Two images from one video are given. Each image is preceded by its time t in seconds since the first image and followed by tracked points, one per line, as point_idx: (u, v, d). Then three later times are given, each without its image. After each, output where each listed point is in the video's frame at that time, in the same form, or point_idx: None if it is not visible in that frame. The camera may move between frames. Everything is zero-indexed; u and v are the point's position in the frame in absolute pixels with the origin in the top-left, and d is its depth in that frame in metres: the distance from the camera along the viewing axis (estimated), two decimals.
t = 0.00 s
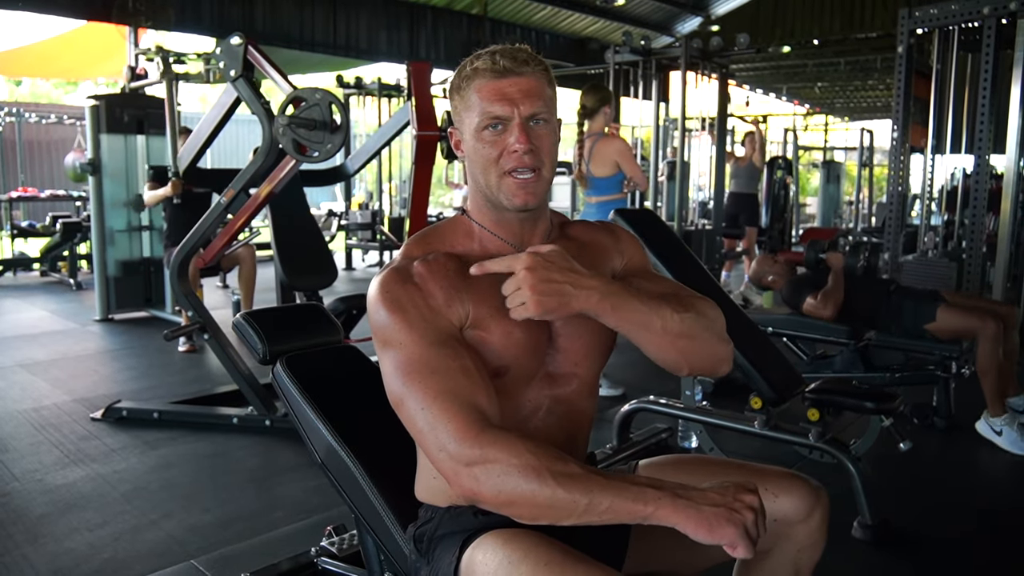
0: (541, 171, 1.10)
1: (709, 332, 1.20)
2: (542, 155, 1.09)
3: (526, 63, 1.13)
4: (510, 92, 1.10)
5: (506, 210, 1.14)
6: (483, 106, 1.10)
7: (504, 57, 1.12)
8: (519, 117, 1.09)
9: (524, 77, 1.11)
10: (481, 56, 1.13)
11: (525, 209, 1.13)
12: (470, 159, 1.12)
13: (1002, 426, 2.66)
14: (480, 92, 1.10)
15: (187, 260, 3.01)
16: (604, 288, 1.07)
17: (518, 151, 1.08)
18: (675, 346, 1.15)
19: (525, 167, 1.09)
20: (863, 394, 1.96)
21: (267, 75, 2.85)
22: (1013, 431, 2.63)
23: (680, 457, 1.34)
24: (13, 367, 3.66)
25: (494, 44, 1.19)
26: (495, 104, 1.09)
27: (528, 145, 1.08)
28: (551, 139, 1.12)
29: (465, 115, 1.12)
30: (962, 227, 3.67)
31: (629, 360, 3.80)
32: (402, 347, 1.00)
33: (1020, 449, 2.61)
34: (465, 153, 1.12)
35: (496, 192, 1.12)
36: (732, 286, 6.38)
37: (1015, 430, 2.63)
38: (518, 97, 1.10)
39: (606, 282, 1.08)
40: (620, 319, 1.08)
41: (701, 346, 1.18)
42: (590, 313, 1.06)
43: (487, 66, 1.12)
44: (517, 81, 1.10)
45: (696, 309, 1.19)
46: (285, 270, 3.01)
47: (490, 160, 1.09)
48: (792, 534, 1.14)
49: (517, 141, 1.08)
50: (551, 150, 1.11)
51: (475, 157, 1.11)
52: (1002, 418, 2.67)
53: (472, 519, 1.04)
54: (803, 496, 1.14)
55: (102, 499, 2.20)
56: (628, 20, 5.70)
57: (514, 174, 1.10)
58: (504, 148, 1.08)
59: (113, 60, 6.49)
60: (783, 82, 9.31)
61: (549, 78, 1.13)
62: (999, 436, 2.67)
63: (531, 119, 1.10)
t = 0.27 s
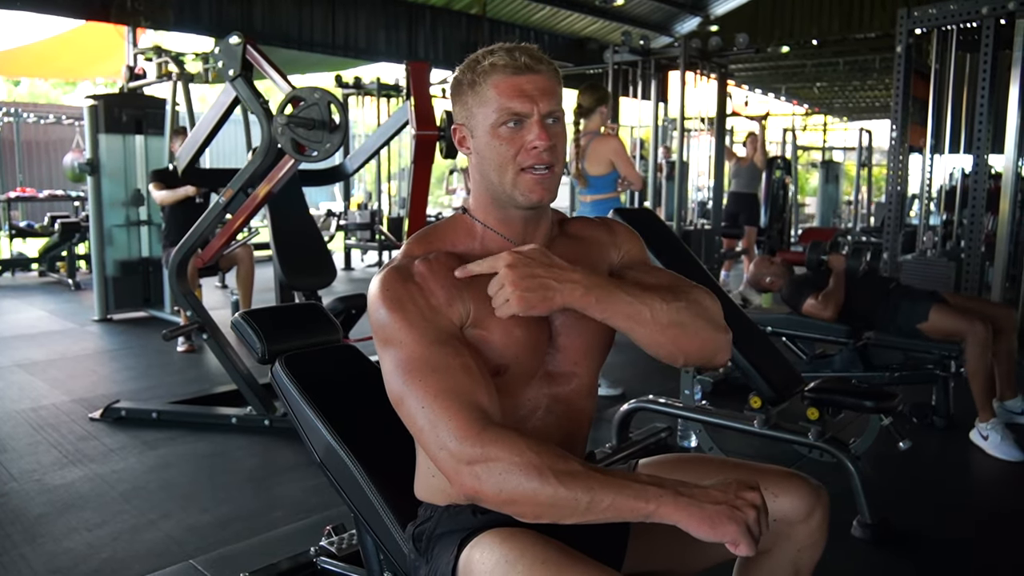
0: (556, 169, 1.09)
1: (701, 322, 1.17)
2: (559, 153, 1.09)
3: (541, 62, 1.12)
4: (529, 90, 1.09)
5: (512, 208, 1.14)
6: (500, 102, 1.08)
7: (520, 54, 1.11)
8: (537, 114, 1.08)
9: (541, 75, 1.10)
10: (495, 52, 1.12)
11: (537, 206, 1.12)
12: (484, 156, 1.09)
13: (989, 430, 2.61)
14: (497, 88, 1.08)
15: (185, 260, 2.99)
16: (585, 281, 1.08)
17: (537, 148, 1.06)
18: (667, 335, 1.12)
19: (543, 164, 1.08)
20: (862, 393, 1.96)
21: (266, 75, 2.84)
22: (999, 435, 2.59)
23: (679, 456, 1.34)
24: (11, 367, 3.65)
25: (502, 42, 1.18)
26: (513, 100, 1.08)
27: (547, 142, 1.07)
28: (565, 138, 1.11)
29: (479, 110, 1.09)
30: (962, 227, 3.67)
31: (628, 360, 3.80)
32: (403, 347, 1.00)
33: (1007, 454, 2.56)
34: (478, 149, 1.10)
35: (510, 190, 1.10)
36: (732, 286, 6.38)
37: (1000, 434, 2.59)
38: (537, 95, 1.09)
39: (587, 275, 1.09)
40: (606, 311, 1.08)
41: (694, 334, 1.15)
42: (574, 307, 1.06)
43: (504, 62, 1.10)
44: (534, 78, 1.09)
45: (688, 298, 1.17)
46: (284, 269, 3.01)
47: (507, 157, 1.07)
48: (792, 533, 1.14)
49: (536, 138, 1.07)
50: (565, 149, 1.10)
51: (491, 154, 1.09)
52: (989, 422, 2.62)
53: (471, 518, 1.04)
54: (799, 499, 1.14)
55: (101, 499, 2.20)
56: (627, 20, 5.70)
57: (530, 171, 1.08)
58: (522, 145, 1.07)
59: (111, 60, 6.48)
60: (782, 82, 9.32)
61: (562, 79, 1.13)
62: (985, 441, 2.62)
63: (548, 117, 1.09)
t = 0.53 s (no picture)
0: (565, 163, 1.09)
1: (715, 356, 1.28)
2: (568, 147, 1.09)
3: (548, 58, 1.12)
4: (538, 83, 1.08)
5: (513, 203, 1.12)
6: (510, 95, 1.07)
7: (530, 48, 1.11)
8: (548, 107, 1.08)
9: (549, 71, 1.10)
10: (502, 45, 1.11)
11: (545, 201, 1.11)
12: (492, 149, 1.08)
13: (987, 429, 2.61)
14: (507, 81, 1.08)
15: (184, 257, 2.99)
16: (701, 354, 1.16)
17: (549, 141, 1.06)
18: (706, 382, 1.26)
19: (553, 158, 1.07)
20: (861, 390, 1.95)
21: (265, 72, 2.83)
22: (997, 433, 2.59)
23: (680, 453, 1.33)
24: (10, 365, 3.65)
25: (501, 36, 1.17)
26: (524, 93, 1.07)
27: (558, 135, 1.07)
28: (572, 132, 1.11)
29: (487, 103, 1.08)
30: (962, 224, 3.67)
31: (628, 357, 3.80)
32: (389, 346, 1.00)
33: (1005, 452, 2.56)
34: (485, 142, 1.09)
35: (519, 185, 1.09)
36: (731, 283, 6.38)
37: (999, 433, 2.58)
38: (547, 88, 1.08)
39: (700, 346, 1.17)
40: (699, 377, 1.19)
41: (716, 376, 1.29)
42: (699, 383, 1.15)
43: (513, 55, 1.10)
44: (543, 72, 1.09)
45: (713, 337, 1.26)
46: (284, 267, 3.01)
47: (518, 151, 1.07)
48: (791, 530, 1.14)
49: (547, 131, 1.06)
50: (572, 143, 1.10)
51: (499, 148, 1.08)
52: (986, 421, 2.62)
53: (468, 515, 1.04)
54: (797, 493, 1.14)
55: (100, 496, 2.20)
56: (627, 17, 5.69)
57: (539, 165, 1.08)
58: (532, 139, 1.06)
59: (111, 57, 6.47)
60: (782, 80, 9.31)
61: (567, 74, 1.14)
62: (982, 439, 2.62)
63: (557, 111, 1.09)
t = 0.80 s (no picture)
0: (569, 163, 1.09)
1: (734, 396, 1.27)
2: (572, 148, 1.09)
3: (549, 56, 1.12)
4: (541, 84, 1.08)
5: (515, 204, 1.13)
6: (514, 97, 1.06)
7: (531, 49, 1.10)
8: (552, 108, 1.07)
9: (550, 69, 1.10)
10: (502, 44, 1.10)
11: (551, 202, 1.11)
12: (496, 152, 1.08)
13: (986, 430, 2.59)
14: (510, 83, 1.07)
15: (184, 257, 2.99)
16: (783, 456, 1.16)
17: (554, 142, 1.06)
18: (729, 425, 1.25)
19: (559, 159, 1.07)
20: (864, 391, 1.94)
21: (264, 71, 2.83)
22: (998, 435, 2.58)
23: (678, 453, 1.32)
24: (9, 365, 3.64)
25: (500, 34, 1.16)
26: (528, 94, 1.06)
27: (563, 136, 1.07)
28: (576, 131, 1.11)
29: (490, 105, 1.07)
30: (962, 224, 3.67)
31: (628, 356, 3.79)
32: (405, 332, 0.97)
33: (1005, 452, 2.55)
34: (489, 145, 1.08)
35: (527, 188, 1.09)
36: (732, 283, 6.37)
37: (999, 434, 2.57)
38: (549, 89, 1.08)
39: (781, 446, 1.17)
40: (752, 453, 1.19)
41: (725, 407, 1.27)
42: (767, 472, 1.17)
43: (514, 55, 1.08)
44: (545, 73, 1.09)
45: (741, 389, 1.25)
46: (283, 267, 3.00)
47: (523, 154, 1.07)
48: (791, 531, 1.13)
49: (552, 132, 1.06)
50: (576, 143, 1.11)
51: (505, 151, 1.07)
52: (985, 422, 2.61)
53: (469, 517, 1.03)
54: (813, 506, 1.07)
55: (98, 497, 2.19)
56: (627, 17, 5.69)
57: (545, 166, 1.08)
58: (537, 140, 1.06)
59: (110, 57, 6.46)
60: (782, 79, 9.31)
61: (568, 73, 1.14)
62: (982, 441, 2.60)
63: (561, 111, 1.09)
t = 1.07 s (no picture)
0: (570, 160, 1.08)
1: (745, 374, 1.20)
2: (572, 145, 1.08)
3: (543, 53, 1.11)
4: (537, 81, 1.07)
5: (520, 202, 1.11)
6: (511, 96, 1.05)
7: (524, 48, 1.09)
8: (549, 105, 1.06)
9: (545, 66, 1.09)
10: (497, 44, 1.10)
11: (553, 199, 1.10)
12: (496, 153, 1.07)
13: (992, 431, 2.58)
14: (506, 82, 1.06)
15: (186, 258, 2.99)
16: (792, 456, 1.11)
17: (554, 139, 1.05)
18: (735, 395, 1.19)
19: (559, 156, 1.06)
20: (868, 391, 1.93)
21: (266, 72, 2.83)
22: (1003, 436, 2.56)
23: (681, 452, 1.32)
24: (12, 366, 3.64)
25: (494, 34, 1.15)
26: (525, 93, 1.05)
27: (563, 133, 1.05)
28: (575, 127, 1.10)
29: (487, 106, 1.07)
30: (967, 223, 3.65)
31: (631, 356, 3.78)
32: (431, 322, 0.96)
33: (1011, 453, 2.54)
34: (489, 146, 1.08)
35: (529, 186, 1.08)
36: (735, 283, 6.36)
37: (1005, 435, 2.56)
38: (546, 86, 1.07)
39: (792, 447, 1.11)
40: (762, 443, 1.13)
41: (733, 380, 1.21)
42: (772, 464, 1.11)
43: (509, 54, 1.08)
44: (540, 70, 1.08)
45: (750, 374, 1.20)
46: (285, 268, 3.00)
47: (522, 153, 1.06)
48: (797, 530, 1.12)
49: (551, 130, 1.05)
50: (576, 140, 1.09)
51: (505, 151, 1.07)
52: (990, 423, 2.59)
53: (473, 516, 1.03)
54: (817, 537, 1.01)
55: (101, 498, 2.19)
56: (630, 17, 5.69)
57: (545, 164, 1.06)
58: (537, 138, 1.05)
59: (113, 58, 6.46)
60: (785, 79, 9.29)
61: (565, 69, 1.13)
62: (987, 441, 2.59)
63: (559, 108, 1.08)
